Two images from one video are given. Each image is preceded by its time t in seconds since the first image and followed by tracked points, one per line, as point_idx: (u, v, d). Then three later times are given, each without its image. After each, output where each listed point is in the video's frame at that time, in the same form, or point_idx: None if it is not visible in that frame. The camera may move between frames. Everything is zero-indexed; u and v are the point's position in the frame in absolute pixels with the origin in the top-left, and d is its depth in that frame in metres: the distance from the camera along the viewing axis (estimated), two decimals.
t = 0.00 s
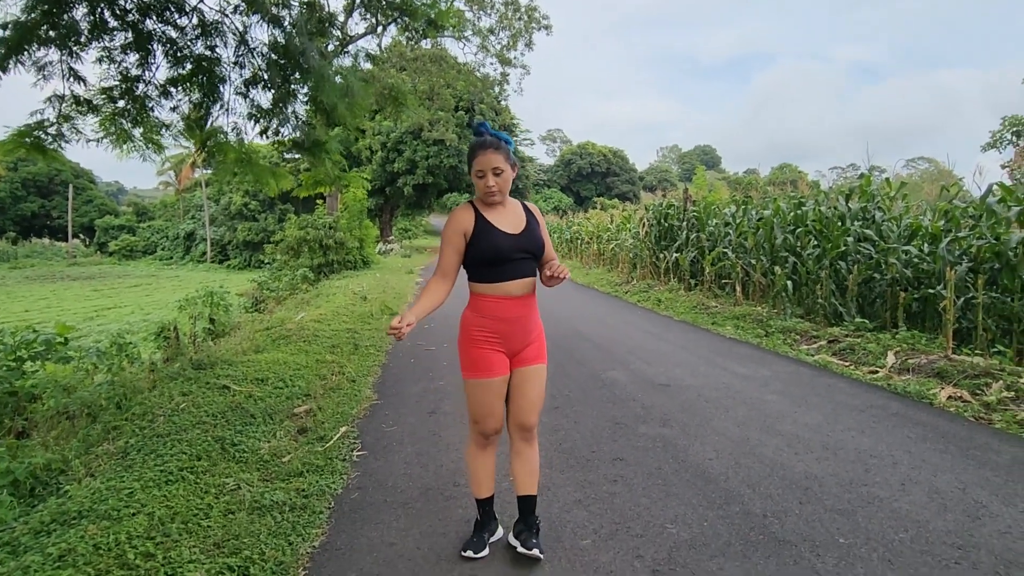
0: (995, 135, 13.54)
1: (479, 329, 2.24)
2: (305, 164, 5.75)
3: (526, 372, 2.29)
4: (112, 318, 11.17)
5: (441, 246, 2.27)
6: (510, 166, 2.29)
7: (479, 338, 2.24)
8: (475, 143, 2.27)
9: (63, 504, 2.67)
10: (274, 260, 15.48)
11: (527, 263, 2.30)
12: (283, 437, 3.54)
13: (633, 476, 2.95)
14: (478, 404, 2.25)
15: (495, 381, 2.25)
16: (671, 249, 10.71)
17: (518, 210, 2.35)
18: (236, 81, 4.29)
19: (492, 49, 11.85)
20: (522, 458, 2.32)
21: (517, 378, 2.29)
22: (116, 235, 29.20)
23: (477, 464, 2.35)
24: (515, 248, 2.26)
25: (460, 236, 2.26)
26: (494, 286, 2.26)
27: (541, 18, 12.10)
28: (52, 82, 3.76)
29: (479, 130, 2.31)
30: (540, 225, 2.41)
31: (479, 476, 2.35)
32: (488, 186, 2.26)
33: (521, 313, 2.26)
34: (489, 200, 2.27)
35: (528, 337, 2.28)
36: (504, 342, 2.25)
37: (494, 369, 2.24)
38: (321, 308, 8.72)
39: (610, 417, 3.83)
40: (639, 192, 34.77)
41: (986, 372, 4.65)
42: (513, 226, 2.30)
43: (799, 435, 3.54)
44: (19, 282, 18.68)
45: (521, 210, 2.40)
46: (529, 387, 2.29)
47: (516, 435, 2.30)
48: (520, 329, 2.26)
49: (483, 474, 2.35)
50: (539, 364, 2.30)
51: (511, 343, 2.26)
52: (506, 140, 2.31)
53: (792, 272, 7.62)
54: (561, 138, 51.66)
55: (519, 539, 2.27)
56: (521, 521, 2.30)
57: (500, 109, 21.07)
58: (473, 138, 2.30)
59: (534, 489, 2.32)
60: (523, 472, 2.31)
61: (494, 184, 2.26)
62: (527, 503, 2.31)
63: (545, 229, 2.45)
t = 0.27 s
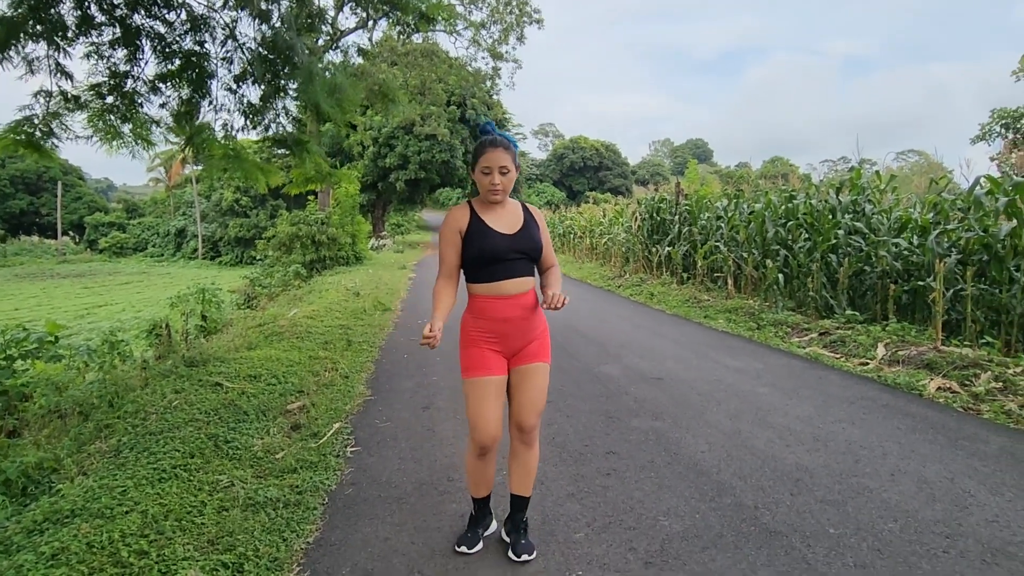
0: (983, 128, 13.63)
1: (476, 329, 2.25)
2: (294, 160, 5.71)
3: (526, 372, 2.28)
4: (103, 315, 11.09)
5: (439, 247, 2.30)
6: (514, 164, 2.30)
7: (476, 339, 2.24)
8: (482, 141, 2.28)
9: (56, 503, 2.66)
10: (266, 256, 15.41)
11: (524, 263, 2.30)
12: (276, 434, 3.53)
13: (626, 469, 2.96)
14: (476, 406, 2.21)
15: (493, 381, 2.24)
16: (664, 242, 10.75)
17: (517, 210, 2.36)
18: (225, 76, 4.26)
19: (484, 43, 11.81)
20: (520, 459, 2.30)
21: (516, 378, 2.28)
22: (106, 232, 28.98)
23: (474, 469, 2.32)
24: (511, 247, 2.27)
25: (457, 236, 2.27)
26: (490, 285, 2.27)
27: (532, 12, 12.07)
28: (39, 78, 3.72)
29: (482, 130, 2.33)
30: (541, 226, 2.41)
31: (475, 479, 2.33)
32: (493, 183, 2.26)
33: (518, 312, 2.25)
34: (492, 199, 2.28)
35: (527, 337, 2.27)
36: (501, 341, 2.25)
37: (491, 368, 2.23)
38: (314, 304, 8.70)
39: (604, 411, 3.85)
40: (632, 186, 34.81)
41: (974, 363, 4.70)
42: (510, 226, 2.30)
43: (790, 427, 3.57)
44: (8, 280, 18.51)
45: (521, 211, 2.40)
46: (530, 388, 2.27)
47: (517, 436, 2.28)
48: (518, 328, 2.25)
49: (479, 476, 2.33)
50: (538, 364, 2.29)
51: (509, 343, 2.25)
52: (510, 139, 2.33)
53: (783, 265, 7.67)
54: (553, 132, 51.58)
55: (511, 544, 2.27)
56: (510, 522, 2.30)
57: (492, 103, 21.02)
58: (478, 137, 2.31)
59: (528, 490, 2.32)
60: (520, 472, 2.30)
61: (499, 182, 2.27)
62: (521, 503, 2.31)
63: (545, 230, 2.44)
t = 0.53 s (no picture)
0: (973, 121, 13.69)
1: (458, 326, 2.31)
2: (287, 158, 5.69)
3: (509, 371, 2.28)
4: (95, 315, 11.02)
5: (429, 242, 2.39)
6: (520, 165, 2.31)
7: (460, 334, 2.31)
8: (493, 139, 2.30)
9: (50, 503, 2.66)
10: (260, 254, 15.36)
11: (505, 264, 2.31)
12: (271, 432, 3.53)
13: (620, 464, 2.98)
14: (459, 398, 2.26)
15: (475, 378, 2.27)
16: (658, 238, 10.77)
17: (509, 209, 2.35)
18: (217, 75, 4.23)
19: (476, 40, 11.79)
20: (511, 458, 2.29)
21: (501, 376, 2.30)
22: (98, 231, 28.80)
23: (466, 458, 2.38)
24: (490, 246, 2.28)
25: (444, 232, 2.34)
26: (470, 283, 2.31)
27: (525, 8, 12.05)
28: (28, 76, 3.70)
29: (487, 130, 2.35)
30: (532, 228, 2.38)
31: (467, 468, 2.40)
32: (507, 182, 2.27)
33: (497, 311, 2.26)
34: (495, 197, 2.30)
35: (508, 337, 2.27)
36: (481, 338, 2.28)
37: (472, 364, 2.27)
38: (308, 302, 8.68)
39: (598, 406, 3.86)
40: (625, 182, 34.84)
41: (965, 355, 4.74)
42: (494, 227, 2.31)
43: (783, 420, 3.59)
44: None
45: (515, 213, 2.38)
46: (515, 387, 2.26)
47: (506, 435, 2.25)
48: (497, 327, 2.26)
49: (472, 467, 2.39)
50: (522, 362, 2.27)
51: (489, 340, 2.28)
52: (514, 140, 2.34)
53: (776, 259, 7.70)
54: (547, 128, 51.52)
55: (505, 540, 2.27)
56: (503, 519, 2.30)
57: (485, 100, 20.99)
58: (488, 135, 2.32)
59: (521, 488, 2.31)
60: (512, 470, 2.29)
61: (511, 182, 2.28)
62: (513, 501, 2.30)
63: (540, 229, 2.41)
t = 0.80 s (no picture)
0: (967, 118, 13.73)
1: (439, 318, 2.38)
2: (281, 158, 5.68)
3: (486, 363, 2.32)
4: (91, 317, 11.00)
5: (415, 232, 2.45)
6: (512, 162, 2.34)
7: (439, 326, 2.38)
8: (486, 136, 2.33)
9: (45, 505, 2.66)
10: (256, 255, 15.34)
11: (484, 257, 2.33)
12: (267, 432, 3.54)
13: (615, 461, 2.99)
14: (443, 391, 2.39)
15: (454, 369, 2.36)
16: (653, 235, 10.79)
17: (493, 203, 2.37)
18: (211, 76, 4.21)
19: (471, 39, 11.78)
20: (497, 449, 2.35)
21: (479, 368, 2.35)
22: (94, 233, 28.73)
23: (458, 446, 2.49)
24: (468, 239, 2.32)
25: (428, 224, 2.39)
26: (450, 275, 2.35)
27: (520, 7, 12.05)
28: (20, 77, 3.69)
29: (478, 126, 2.38)
30: (515, 224, 2.39)
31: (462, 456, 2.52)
32: (498, 179, 2.30)
33: (473, 305, 2.29)
34: (488, 192, 2.32)
35: (484, 329, 2.30)
36: (459, 332, 2.34)
37: (451, 356, 2.36)
38: (305, 302, 8.69)
39: (593, 404, 3.88)
40: (622, 180, 34.87)
41: (958, 350, 4.76)
42: (476, 220, 2.33)
43: (777, 416, 3.61)
44: None
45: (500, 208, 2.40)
46: (492, 379, 2.31)
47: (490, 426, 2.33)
48: (473, 320, 2.30)
49: (467, 454, 2.52)
50: (498, 356, 2.30)
51: (466, 333, 2.33)
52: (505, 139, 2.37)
53: (771, 256, 7.73)
54: (543, 127, 51.53)
55: (500, 538, 2.28)
56: (498, 518, 2.32)
57: (481, 99, 20.99)
58: (480, 133, 2.36)
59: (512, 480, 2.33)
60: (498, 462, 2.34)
61: (502, 178, 2.31)
62: (505, 496, 2.32)
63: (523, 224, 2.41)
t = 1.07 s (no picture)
0: (966, 116, 13.73)
1: (434, 318, 2.41)
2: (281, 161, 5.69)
3: (480, 362, 2.36)
4: (92, 321, 11.01)
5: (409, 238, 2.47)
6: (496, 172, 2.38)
7: (434, 326, 2.40)
8: (471, 147, 2.34)
9: (46, 509, 2.66)
10: (257, 258, 15.33)
11: (480, 261, 2.40)
12: (268, 434, 3.54)
13: (616, 461, 2.99)
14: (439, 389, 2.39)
15: (449, 368, 2.37)
16: (653, 236, 10.79)
17: (487, 210, 2.44)
18: (210, 80, 4.23)
19: (470, 41, 11.80)
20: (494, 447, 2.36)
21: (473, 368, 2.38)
22: (95, 237, 28.73)
23: (456, 446, 2.49)
24: (467, 244, 2.37)
25: (424, 230, 2.42)
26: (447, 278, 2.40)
27: (518, 8, 12.06)
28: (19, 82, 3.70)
29: (466, 137, 2.42)
30: (507, 230, 2.48)
31: (460, 455, 2.52)
32: (482, 190, 2.33)
33: (471, 305, 2.35)
34: (474, 201, 2.37)
35: (479, 329, 2.37)
36: (455, 331, 2.38)
37: (445, 355, 2.37)
38: (305, 305, 8.68)
39: (593, 404, 3.88)
40: (621, 181, 34.88)
41: (959, 348, 4.76)
42: (472, 225, 2.40)
43: (777, 415, 3.61)
44: None
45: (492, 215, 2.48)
46: (486, 378, 2.33)
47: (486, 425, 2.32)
48: (470, 320, 2.36)
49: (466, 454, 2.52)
50: (493, 356, 2.34)
51: (462, 333, 2.38)
52: (495, 148, 2.40)
53: (771, 256, 7.73)
54: (542, 129, 51.57)
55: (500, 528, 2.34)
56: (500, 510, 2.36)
57: (480, 100, 21.01)
58: (466, 142, 2.39)
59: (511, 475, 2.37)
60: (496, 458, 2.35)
61: (486, 189, 2.34)
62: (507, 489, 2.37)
63: (514, 231, 2.50)
